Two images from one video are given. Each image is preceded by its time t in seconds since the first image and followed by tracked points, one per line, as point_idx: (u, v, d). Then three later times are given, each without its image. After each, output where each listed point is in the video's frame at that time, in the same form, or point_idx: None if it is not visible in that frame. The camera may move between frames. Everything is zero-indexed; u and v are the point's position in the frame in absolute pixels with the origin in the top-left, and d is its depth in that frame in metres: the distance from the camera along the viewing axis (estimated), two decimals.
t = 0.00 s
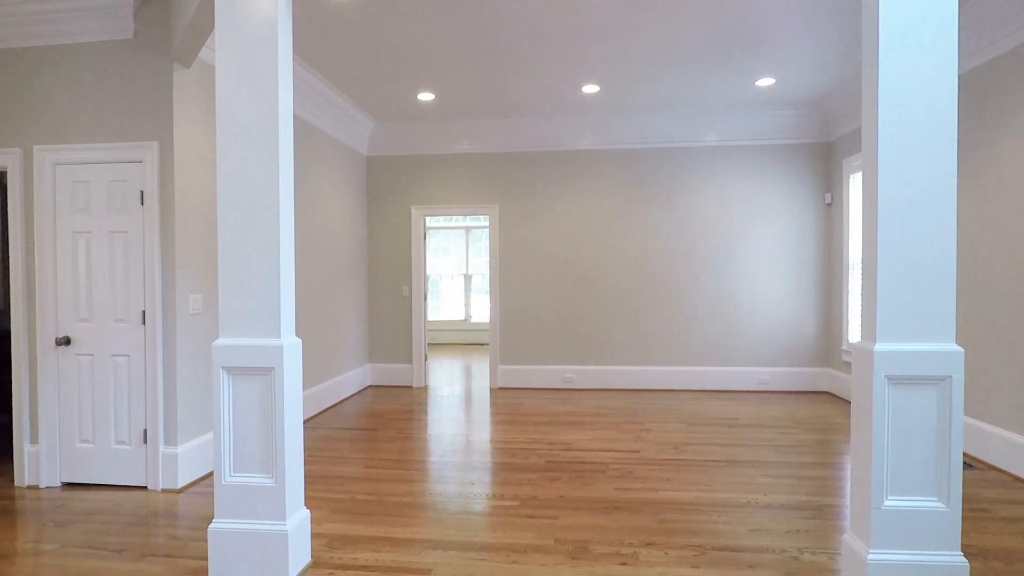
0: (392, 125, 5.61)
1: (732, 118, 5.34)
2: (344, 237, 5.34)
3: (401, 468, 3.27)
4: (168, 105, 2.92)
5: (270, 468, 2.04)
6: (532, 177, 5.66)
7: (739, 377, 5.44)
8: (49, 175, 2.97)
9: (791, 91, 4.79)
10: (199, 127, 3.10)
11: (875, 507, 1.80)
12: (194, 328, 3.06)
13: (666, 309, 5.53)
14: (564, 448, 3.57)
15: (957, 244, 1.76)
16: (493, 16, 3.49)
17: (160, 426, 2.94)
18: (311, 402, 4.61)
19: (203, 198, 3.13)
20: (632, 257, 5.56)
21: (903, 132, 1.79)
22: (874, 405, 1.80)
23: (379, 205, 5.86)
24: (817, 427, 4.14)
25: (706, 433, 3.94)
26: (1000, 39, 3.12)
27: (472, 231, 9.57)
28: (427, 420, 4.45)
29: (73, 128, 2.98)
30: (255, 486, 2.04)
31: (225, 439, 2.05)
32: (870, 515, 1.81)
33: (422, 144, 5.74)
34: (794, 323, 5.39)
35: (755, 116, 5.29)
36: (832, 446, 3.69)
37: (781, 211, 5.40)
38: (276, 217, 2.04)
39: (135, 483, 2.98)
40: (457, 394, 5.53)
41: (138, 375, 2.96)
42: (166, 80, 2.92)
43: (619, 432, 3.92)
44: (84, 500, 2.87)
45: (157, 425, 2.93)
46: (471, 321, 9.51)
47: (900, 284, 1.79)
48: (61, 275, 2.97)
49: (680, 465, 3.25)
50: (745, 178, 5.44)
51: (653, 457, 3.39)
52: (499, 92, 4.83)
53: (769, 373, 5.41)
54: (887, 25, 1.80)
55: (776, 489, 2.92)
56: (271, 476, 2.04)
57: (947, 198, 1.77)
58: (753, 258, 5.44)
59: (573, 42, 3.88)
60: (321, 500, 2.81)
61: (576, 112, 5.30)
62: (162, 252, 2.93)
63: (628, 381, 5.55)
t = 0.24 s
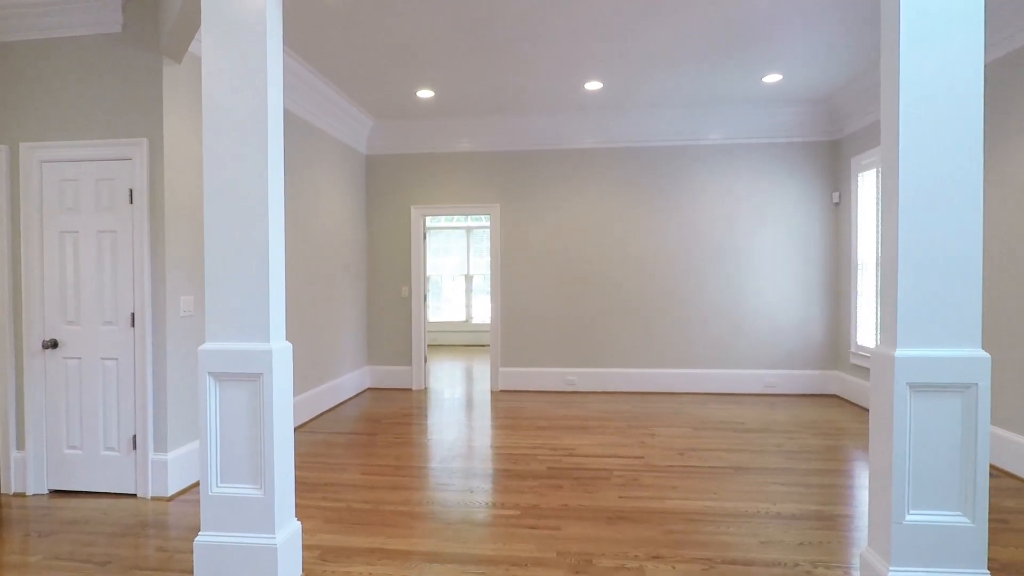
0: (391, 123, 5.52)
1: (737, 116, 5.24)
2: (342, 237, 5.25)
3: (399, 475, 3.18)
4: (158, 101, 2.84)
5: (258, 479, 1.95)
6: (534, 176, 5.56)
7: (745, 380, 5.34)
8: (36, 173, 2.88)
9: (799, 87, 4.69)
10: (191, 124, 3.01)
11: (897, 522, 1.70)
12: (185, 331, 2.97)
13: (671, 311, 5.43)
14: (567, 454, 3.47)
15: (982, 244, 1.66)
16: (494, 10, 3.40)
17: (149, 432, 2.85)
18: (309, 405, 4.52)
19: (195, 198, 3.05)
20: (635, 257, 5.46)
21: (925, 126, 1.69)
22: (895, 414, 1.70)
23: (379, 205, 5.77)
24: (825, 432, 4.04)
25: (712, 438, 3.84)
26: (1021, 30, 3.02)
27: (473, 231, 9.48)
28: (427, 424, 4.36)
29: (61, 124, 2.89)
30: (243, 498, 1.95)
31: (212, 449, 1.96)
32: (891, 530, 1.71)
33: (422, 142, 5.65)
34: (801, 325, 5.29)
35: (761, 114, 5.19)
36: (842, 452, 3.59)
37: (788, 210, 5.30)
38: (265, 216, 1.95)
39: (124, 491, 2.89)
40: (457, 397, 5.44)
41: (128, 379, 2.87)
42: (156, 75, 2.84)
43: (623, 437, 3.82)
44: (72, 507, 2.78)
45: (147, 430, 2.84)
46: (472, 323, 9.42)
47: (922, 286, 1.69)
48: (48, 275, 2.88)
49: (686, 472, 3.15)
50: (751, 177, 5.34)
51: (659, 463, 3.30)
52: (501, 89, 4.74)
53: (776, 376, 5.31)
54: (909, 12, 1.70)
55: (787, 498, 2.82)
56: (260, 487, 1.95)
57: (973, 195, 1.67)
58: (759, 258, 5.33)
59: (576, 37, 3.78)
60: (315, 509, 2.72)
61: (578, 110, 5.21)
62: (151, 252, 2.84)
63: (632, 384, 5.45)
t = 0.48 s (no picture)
0: (391, 120, 5.43)
1: (743, 113, 5.14)
2: (342, 236, 5.17)
3: (398, 480, 3.09)
4: (148, 96, 2.75)
5: (248, 488, 1.87)
6: (536, 174, 5.48)
7: (751, 382, 5.24)
8: (25, 170, 2.81)
9: (807, 84, 4.59)
10: (182, 120, 2.93)
11: (920, 536, 1.61)
12: (176, 333, 2.89)
13: (675, 312, 5.34)
14: (570, 458, 3.38)
15: (1010, 242, 1.57)
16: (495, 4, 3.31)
17: (140, 437, 2.77)
18: (307, 407, 4.44)
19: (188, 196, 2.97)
20: (639, 257, 5.37)
21: (951, 116, 1.60)
22: (919, 422, 1.61)
23: (378, 203, 5.69)
24: (834, 436, 3.94)
25: (718, 442, 3.75)
26: None
27: (475, 231, 9.39)
28: (428, 426, 4.27)
29: (49, 119, 2.81)
30: (231, 507, 1.86)
31: (200, 455, 1.87)
32: (914, 545, 1.62)
33: (422, 140, 5.56)
34: (808, 326, 5.19)
35: (767, 111, 5.09)
36: (852, 457, 3.50)
37: (794, 209, 5.20)
38: (255, 213, 1.86)
39: (114, 497, 2.81)
40: (458, 399, 5.35)
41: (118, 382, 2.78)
42: (146, 69, 2.75)
43: (627, 441, 3.73)
44: (60, 514, 2.70)
45: (138, 435, 2.76)
46: (473, 323, 9.33)
47: (947, 287, 1.60)
48: (36, 275, 2.80)
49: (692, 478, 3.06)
50: (757, 175, 5.24)
51: (664, 468, 3.21)
52: (502, 86, 4.65)
53: (782, 377, 5.22)
54: None
55: (797, 506, 2.73)
56: (249, 496, 1.87)
57: (1002, 189, 1.57)
58: (765, 258, 5.24)
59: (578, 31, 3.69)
60: (310, 516, 2.63)
61: (580, 107, 5.12)
62: (141, 252, 2.76)
63: (635, 386, 5.36)
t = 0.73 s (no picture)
0: (392, 117, 5.35)
1: (751, 110, 5.05)
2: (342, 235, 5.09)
3: (398, 486, 3.00)
4: (142, 90, 2.68)
5: (240, 498, 1.78)
6: (540, 173, 5.39)
7: (758, 385, 5.15)
8: (14, 166, 2.73)
9: (817, 80, 4.49)
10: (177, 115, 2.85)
11: (950, 551, 1.52)
12: (170, 335, 2.81)
13: (681, 313, 5.25)
14: (575, 463, 3.29)
15: None
16: None
17: (133, 441, 2.69)
18: (307, 410, 4.35)
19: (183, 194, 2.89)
20: (644, 256, 5.27)
21: (983, 108, 1.51)
22: (948, 431, 1.52)
23: (379, 202, 5.60)
24: (845, 440, 3.85)
25: (727, 446, 3.65)
26: None
27: (477, 230, 9.31)
28: (429, 429, 4.19)
29: (40, 115, 2.73)
30: (223, 518, 1.78)
31: (190, 463, 1.79)
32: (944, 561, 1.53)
33: (424, 138, 5.48)
34: (817, 328, 5.09)
35: (776, 108, 5.00)
36: (864, 462, 3.41)
37: (803, 208, 5.10)
38: (247, 210, 1.77)
39: (106, 503, 2.73)
40: (460, 401, 5.26)
41: (110, 385, 2.70)
42: (140, 63, 2.68)
43: (634, 445, 3.64)
44: (50, 520, 2.62)
45: (130, 439, 2.68)
46: (476, 323, 9.25)
47: (978, 289, 1.51)
48: (26, 275, 2.72)
49: (702, 485, 2.97)
50: (765, 174, 5.14)
51: (672, 474, 3.12)
52: (506, 82, 4.57)
53: (791, 380, 5.12)
54: None
55: (811, 514, 2.63)
56: (241, 507, 1.78)
57: None
58: (773, 258, 5.14)
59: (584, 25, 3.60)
60: (308, 524, 2.55)
61: (585, 104, 5.03)
62: (134, 251, 2.68)
63: (640, 388, 5.27)
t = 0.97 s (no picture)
0: (394, 114, 5.28)
1: (758, 106, 4.96)
2: (343, 234, 5.02)
3: (399, 490, 2.93)
4: (136, 84, 2.60)
5: (233, 507, 1.71)
6: (543, 171, 5.31)
7: (766, 386, 5.06)
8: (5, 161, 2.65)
9: (827, 75, 4.40)
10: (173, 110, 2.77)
11: (981, 566, 1.44)
12: (165, 335, 2.74)
13: (687, 313, 5.16)
14: (580, 468, 3.21)
15: None
16: None
17: (126, 444, 2.61)
18: (306, 411, 4.28)
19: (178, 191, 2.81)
20: (649, 255, 5.19)
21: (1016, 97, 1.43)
22: (980, 439, 1.44)
23: (381, 201, 5.53)
24: (856, 443, 3.76)
25: (735, 450, 3.57)
26: None
27: (479, 229, 9.23)
28: (431, 431, 4.11)
29: (31, 109, 2.66)
30: (215, 527, 1.70)
31: (181, 470, 1.72)
32: None
33: (426, 135, 5.40)
34: (825, 329, 5.00)
35: (784, 104, 4.90)
36: (876, 466, 3.33)
37: (811, 206, 5.01)
38: (240, 206, 1.69)
39: (99, 508, 2.66)
40: (462, 402, 5.19)
41: (102, 387, 2.63)
42: (133, 56, 2.60)
43: (640, 448, 3.55)
44: (41, 525, 2.55)
45: (124, 443, 2.61)
46: (478, 323, 9.18)
47: (1011, 288, 1.43)
48: (17, 274, 2.65)
49: (711, 490, 2.89)
50: (772, 171, 5.05)
51: (680, 479, 3.04)
52: (510, 78, 4.49)
53: (798, 382, 5.03)
54: None
55: (825, 521, 2.55)
56: (234, 516, 1.71)
57: None
58: (781, 257, 5.05)
59: (590, 19, 3.52)
60: (305, 531, 2.47)
61: (589, 100, 4.95)
62: (128, 250, 2.61)
63: (646, 389, 5.18)
